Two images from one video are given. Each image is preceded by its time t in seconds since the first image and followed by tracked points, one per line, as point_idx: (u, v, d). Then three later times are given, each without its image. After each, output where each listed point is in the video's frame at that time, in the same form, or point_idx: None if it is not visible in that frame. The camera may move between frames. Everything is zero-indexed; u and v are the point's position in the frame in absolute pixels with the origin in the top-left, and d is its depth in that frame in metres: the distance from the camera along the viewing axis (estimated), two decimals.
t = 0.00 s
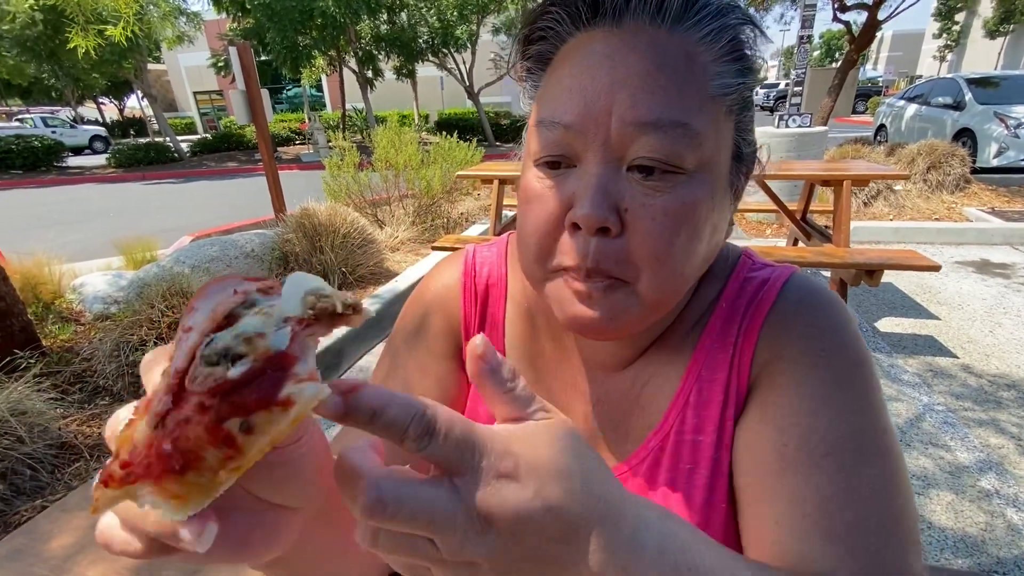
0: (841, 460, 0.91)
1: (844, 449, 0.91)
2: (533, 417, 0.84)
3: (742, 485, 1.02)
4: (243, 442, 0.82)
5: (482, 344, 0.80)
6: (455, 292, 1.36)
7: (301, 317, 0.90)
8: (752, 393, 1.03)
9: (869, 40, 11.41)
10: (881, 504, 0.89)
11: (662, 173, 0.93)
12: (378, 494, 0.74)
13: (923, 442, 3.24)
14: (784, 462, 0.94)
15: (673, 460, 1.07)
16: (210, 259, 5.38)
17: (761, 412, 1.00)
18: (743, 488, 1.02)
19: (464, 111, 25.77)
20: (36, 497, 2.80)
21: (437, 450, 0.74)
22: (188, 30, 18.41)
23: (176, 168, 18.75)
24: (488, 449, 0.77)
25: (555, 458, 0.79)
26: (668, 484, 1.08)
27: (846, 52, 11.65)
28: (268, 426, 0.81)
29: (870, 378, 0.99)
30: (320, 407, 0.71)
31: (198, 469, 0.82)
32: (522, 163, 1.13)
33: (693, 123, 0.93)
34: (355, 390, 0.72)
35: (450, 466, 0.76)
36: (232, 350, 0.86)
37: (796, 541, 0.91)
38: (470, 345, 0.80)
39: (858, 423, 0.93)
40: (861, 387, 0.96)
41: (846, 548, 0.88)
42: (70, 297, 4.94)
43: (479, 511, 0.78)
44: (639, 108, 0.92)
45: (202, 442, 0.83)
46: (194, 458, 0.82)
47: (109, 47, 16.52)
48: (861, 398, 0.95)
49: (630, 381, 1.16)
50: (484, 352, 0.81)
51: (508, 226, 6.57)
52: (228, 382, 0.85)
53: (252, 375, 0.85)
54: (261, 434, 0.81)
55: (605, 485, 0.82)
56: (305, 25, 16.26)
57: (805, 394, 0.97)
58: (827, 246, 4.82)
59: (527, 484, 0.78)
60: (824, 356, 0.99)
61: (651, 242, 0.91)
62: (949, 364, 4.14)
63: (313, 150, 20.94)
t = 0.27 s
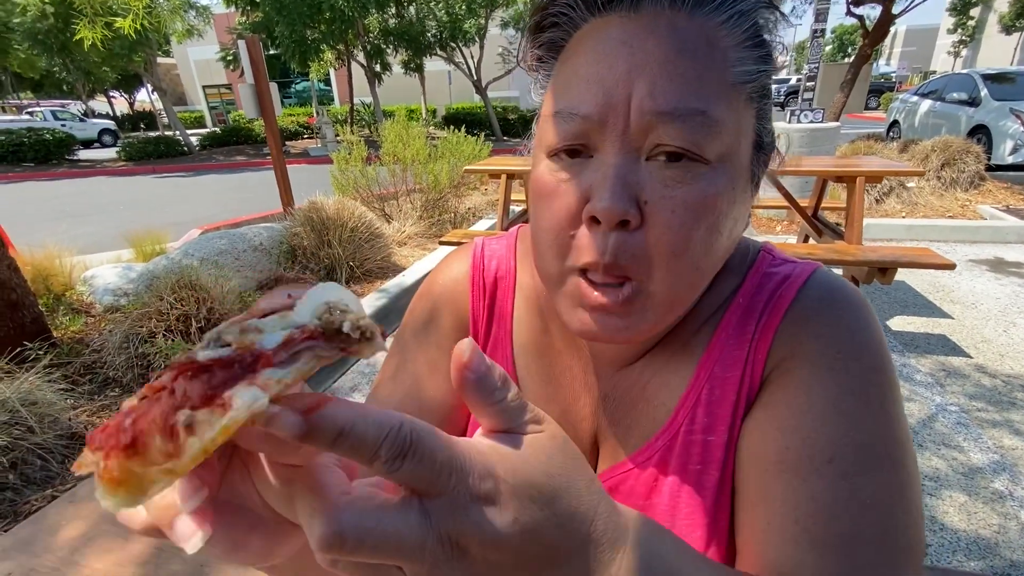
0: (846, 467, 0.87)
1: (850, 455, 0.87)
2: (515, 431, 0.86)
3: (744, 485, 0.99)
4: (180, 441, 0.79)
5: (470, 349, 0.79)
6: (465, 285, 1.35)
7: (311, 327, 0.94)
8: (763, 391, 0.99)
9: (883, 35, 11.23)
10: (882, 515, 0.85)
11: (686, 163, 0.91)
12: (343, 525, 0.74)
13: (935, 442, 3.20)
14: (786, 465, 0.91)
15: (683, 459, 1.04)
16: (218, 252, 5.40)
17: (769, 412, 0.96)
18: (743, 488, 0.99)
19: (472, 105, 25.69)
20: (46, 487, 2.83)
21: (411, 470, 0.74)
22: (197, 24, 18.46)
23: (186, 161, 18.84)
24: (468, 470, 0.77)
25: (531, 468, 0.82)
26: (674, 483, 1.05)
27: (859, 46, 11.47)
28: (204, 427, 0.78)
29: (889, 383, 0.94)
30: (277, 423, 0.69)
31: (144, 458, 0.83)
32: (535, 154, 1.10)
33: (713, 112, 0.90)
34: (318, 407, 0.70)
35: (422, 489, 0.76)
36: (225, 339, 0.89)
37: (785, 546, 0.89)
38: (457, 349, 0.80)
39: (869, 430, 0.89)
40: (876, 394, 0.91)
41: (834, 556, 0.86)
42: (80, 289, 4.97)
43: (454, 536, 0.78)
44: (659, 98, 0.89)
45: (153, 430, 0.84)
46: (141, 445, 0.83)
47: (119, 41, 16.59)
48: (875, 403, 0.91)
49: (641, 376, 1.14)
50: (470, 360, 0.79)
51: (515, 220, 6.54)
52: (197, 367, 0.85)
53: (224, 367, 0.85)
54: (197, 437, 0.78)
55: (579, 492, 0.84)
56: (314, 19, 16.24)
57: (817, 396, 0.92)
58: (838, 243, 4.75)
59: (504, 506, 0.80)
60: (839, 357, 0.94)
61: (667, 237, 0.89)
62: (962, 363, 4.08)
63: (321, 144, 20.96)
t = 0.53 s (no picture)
0: (873, 471, 0.85)
1: (877, 459, 0.85)
2: (568, 458, 0.82)
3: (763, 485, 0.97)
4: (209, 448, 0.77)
5: (523, 363, 0.72)
6: (470, 276, 1.34)
7: (367, 343, 0.79)
8: (786, 390, 0.97)
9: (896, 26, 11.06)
10: (907, 522, 0.84)
11: (708, 155, 0.88)
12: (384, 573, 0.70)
13: (946, 438, 3.16)
14: (811, 469, 0.89)
15: (701, 458, 1.02)
16: (224, 244, 5.41)
17: (793, 412, 0.94)
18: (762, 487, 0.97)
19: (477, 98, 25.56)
20: (55, 475, 2.85)
21: (457, 509, 0.69)
22: (203, 15, 18.44)
23: (192, 153, 18.87)
24: (518, 508, 0.74)
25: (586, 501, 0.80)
26: (692, 485, 1.03)
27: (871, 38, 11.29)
28: (229, 433, 0.75)
29: (919, 385, 0.92)
30: (308, 443, 0.63)
31: (177, 461, 0.81)
32: (546, 142, 1.07)
33: (735, 102, 0.87)
34: (355, 429, 0.65)
35: (465, 529, 0.72)
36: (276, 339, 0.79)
37: (805, 552, 0.87)
38: (508, 364, 0.73)
39: (896, 434, 0.86)
40: (905, 397, 0.89)
41: (859, 561, 0.84)
42: (88, 280, 4.98)
43: None
44: (678, 90, 0.86)
45: (190, 433, 0.81)
46: (175, 447, 0.81)
47: (126, 32, 16.59)
48: (904, 407, 0.88)
49: (653, 369, 1.12)
50: (527, 379, 0.72)
51: (521, 213, 6.49)
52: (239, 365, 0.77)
53: (264, 371, 0.76)
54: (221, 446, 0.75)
55: (625, 512, 0.82)
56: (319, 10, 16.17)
57: (844, 398, 0.89)
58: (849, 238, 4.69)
59: (554, 545, 0.78)
60: (869, 356, 0.91)
61: (689, 231, 0.86)
62: (974, 359, 4.03)
63: (326, 136, 20.94)
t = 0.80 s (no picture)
0: (915, 461, 0.83)
1: (919, 449, 0.84)
2: (634, 444, 0.74)
3: (794, 473, 0.95)
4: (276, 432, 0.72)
5: (581, 342, 0.66)
6: (485, 258, 1.35)
7: (439, 319, 0.78)
8: (817, 375, 0.96)
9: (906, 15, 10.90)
10: (950, 514, 0.82)
11: (740, 131, 0.86)
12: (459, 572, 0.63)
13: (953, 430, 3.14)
14: (848, 456, 0.87)
15: (728, 443, 1.01)
16: (229, 234, 5.41)
17: (828, 398, 0.92)
18: (794, 475, 0.95)
19: (480, 89, 25.40)
20: (64, 463, 2.87)
21: (530, 498, 0.62)
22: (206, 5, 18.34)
23: (196, 145, 18.87)
24: (586, 495, 0.67)
25: (635, 490, 0.71)
26: (719, 470, 1.01)
27: (879, 28, 11.14)
28: (298, 415, 0.69)
29: (953, 372, 0.91)
30: (378, 424, 0.58)
31: (244, 450, 0.76)
32: (570, 119, 1.05)
33: (773, 72, 0.85)
34: (425, 409, 0.60)
35: (539, 521, 0.65)
36: (347, 320, 0.78)
37: (846, 545, 0.83)
38: (566, 346, 0.67)
39: (934, 422, 0.85)
40: (942, 385, 0.88)
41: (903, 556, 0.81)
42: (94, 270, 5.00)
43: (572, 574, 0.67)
44: (713, 61, 0.84)
45: (256, 419, 0.77)
46: (241, 434, 0.76)
47: (129, 22, 16.52)
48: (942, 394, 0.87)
49: (674, 353, 1.11)
50: (589, 359, 0.66)
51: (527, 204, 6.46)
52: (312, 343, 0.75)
53: (335, 348, 0.74)
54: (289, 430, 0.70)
55: (675, 495, 0.73)
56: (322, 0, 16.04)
57: (881, 385, 0.88)
58: (857, 229, 4.65)
59: (621, 535, 0.69)
60: (904, 341, 0.91)
61: (720, 211, 0.85)
62: (982, 351, 3.99)
63: (329, 128, 20.88)
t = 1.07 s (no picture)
0: (942, 442, 0.84)
1: (944, 432, 0.84)
2: (672, 422, 0.72)
3: (816, 455, 0.95)
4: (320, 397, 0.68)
5: (624, 316, 0.64)
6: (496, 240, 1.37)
7: (484, 279, 0.76)
8: (840, 357, 0.96)
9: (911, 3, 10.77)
10: (976, 496, 0.82)
11: (764, 96, 0.85)
12: (506, 551, 0.61)
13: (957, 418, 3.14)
14: (873, 438, 0.87)
15: (749, 424, 0.99)
16: (231, 223, 5.39)
17: (849, 379, 0.93)
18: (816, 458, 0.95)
19: (481, 79, 25.20)
20: (70, 451, 2.88)
21: (574, 469, 0.61)
22: None
23: (195, 136, 18.77)
24: (630, 470, 0.65)
25: (676, 468, 0.68)
26: (739, 452, 1.00)
27: (885, 16, 11.02)
28: (345, 374, 0.67)
29: (977, 352, 0.91)
30: (423, 387, 0.57)
31: (281, 419, 0.72)
32: (589, 93, 1.03)
33: (803, 31, 0.83)
34: (470, 372, 0.59)
35: (583, 496, 0.63)
36: (388, 282, 0.76)
37: (873, 528, 0.84)
38: (611, 326, 0.64)
39: (960, 402, 0.86)
40: (967, 365, 0.88)
41: (929, 536, 0.82)
42: (96, 261, 4.99)
43: (617, 553, 0.65)
44: (741, 19, 0.82)
45: (295, 386, 0.73)
46: (277, 401, 0.73)
47: (126, 12, 16.36)
48: (966, 375, 0.87)
49: (693, 334, 1.10)
50: (635, 337, 0.65)
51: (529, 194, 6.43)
52: (354, 303, 0.73)
53: (377, 308, 0.72)
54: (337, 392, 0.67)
55: (714, 474, 0.70)
56: None
57: (907, 366, 0.89)
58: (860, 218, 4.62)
59: (664, 513, 0.66)
60: (930, 322, 0.91)
61: (747, 182, 0.84)
62: (985, 340, 3.99)
63: (329, 118, 20.76)
